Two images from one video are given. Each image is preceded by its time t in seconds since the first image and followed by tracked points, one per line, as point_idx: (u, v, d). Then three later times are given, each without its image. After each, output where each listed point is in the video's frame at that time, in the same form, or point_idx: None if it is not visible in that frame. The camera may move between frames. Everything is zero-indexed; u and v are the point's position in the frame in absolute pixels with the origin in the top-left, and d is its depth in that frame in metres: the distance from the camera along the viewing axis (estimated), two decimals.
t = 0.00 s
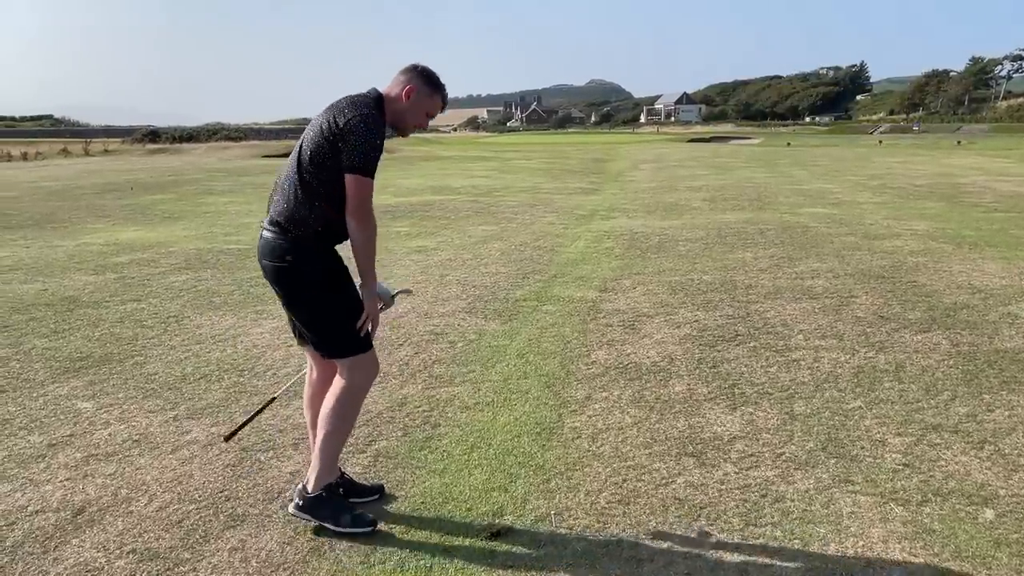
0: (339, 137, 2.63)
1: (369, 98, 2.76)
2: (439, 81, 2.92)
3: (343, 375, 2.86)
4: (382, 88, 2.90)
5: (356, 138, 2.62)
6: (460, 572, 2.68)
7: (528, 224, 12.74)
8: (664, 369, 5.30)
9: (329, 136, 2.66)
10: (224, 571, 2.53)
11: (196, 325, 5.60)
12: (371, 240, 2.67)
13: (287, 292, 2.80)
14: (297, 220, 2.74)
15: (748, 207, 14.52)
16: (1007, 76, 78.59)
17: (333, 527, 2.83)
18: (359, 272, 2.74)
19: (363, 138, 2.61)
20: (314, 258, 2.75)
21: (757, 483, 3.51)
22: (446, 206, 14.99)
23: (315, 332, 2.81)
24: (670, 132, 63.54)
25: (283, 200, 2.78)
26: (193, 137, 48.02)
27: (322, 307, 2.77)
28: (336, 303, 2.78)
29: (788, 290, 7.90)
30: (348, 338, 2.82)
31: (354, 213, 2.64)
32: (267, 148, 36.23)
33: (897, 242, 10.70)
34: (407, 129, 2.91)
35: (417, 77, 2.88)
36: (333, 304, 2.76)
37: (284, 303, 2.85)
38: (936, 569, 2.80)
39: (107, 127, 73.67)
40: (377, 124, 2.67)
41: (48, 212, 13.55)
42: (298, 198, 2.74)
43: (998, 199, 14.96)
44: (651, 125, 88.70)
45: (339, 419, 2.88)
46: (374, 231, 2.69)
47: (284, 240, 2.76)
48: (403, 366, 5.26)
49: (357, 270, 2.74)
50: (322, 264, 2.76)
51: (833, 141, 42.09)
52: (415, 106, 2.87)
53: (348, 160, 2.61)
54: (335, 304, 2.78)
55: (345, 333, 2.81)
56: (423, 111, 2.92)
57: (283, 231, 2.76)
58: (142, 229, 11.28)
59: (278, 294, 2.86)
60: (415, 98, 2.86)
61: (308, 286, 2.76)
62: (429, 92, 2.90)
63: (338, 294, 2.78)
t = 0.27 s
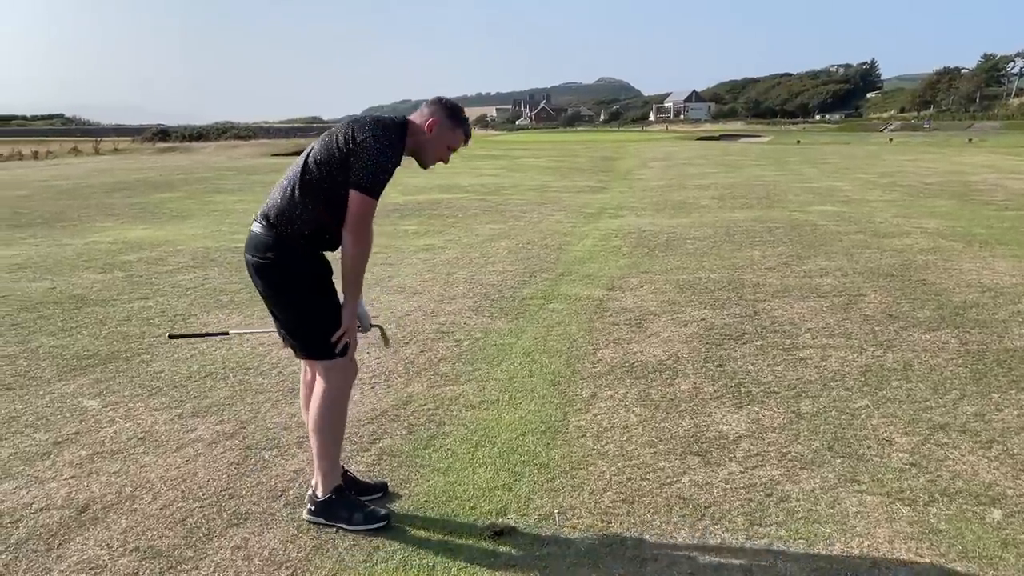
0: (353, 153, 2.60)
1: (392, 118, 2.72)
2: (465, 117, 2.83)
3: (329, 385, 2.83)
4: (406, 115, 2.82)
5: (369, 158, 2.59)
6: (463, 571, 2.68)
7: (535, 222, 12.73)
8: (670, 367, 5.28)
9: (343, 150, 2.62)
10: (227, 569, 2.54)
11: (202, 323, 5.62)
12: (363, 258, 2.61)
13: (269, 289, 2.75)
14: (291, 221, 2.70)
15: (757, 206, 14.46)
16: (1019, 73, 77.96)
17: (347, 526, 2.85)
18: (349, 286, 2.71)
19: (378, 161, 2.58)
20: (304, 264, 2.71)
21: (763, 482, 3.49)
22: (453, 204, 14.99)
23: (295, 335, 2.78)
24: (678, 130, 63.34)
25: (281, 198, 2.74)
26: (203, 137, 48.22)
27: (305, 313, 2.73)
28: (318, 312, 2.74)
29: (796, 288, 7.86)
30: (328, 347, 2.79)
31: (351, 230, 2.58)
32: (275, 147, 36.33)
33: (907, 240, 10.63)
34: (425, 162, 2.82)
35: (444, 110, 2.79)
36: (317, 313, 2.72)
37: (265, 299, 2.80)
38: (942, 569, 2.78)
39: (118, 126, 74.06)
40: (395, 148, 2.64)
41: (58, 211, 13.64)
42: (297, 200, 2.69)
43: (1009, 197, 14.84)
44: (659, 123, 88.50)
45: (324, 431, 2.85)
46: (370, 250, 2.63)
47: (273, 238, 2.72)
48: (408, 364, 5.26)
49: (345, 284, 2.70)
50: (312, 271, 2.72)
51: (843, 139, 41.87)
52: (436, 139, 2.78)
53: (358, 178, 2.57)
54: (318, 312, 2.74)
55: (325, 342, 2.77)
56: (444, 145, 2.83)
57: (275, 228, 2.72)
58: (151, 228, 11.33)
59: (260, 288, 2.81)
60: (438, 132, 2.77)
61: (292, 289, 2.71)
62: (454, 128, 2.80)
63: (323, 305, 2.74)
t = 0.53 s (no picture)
0: (366, 175, 2.59)
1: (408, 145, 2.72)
2: (479, 156, 2.79)
3: (321, 397, 2.83)
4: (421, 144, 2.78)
5: (381, 183, 2.58)
6: (463, 569, 2.68)
7: (543, 220, 12.72)
8: (675, 366, 5.27)
9: (355, 168, 2.61)
10: (227, 567, 2.55)
11: (210, 321, 5.65)
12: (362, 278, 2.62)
13: (258, 291, 2.70)
14: (288, 228, 2.65)
15: (766, 203, 14.40)
16: None
17: (348, 524, 2.87)
18: (343, 302, 2.70)
19: (390, 187, 2.58)
20: (299, 274, 2.68)
21: (766, 481, 3.48)
22: (462, 202, 14.99)
23: (283, 342, 2.75)
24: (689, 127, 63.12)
25: (279, 202, 2.69)
26: (214, 134, 48.46)
27: (294, 322, 2.69)
28: (308, 322, 2.71)
29: (804, 286, 7.83)
30: (316, 358, 2.78)
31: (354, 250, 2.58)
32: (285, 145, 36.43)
33: (917, 237, 10.56)
34: (434, 196, 2.78)
35: (459, 146, 2.76)
36: (308, 324, 2.68)
37: (252, 299, 2.75)
38: (944, 570, 2.76)
39: (129, 125, 74.50)
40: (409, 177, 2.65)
41: (70, 209, 13.74)
42: (297, 207, 2.65)
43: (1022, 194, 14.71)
44: (669, 121, 88.24)
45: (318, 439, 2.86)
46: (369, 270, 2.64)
47: (268, 242, 2.67)
48: (413, 362, 5.27)
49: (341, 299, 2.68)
50: (306, 281, 2.69)
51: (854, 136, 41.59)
52: (448, 175, 2.74)
53: (368, 201, 2.56)
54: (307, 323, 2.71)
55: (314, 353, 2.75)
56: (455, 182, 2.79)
57: (270, 231, 2.67)
58: (161, 226, 11.40)
59: (247, 289, 2.76)
60: (450, 168, 2.73)
61: (283, 296, 2.67)
62: (467, 166, 2.77)
63: (314, 317, 2.71)
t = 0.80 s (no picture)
0: (383, 188, 2.62)
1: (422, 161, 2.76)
2: (483, 178, 2.83)
3: (323, 402, 2.85)
4: (427, 161, 2.81)
5: (396, 198, 2.62)
6: (465, 567, 2.70)
7: (553, 218, 12.71)
8: (682, 364, 5.27)
9: (369, 183, 2.64)
10: (232, 564, 2.58)
11: (219, 319, 5.69)
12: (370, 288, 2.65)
13: (260, 294, 2.68)
14: (294, 234, 2.64)
15: (778, 201, 14.32)
16: None
17: (351, 521, 2.89)
18: (348, 310, 2.72)
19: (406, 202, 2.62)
20: (302, 279, 2.68)
21: (770, 481, 3.47)
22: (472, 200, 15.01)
23: (284, 346, 2.74)
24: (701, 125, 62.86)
25: (287, 208, 2.68)
26: (227, 133, 48.75)
27: (296, 327, 2.69)
28: (310, 327, 2.70)
29: (814, 285, 7.79)
30: (317, 363, 2.79)
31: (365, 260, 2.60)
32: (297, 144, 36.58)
33: (930, 235, 10.48)
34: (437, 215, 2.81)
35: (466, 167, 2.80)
36: (310, 330, 2.68)
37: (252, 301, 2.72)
38: (948, 570, 2.75)
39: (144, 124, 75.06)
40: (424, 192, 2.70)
41: (84, 208, 13.86)
42: (305, 215, 2.65)
43: None
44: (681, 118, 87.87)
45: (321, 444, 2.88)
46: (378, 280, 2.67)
47: (271, 246, 2.65)
48: (420, 360, 5.29)
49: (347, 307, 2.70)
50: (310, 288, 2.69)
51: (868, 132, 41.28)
52: (453, 196, 2.78)
53: (384, 215, 2.60)
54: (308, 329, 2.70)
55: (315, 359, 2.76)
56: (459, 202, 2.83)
57: (274, 236, 2.65)
58: (174, 225, 11.49)
59: (247, 292, 2.74)
60: (456, 187, 2.77)
61: (287, 301, 2.66)
62: (472, 186, 2.81)
63: (317, 323, 2.71)
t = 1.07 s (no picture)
0: (389, 192, 2.66)
1: (426, 166, 2.79)
2: (483, 186, 2.82)
3: (321, 400, 2.88)
4: (428, 165, 2.81)
5: (401, 203, 2.66)
6: (461, 561, 2.73)
7: (561, 215, 12.71)
8: (684, 361, 5.27)
9: (374, 188, 2.68)
10: (230, 558, 2.62)
11: (225, 316, 5.75)
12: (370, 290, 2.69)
13: (259, 293, 2.70)
14: (294, 235, 2.67)
15: (788, 197, 14.26)
16: None
17: (350, 516, 2.93)
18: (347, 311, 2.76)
19: (412, 207, 2.66)
20: (301, 280, 2.70)
21: (768, 477, 3.48)
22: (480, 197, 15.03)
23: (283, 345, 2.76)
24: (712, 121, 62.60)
25: (288, 210, 2.70)
26: (238, 131, 48.97)
27: (294, 327, 2.72)
28: (310, 327, 2.73)
29: (820, 281, 7.76)
30: (314, 363, 2.81)
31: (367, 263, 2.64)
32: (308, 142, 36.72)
33: (939, 231, 10.41)
34: (435, 222, 2.81)
35: (466, 174, 2.78)
36: (308, 329, 2.70)
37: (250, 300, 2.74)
38: (942, 566, 2.76)
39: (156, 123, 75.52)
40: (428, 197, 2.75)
41: (95, 206, 13.99)
42: (307, 216, 2.68)
43: None
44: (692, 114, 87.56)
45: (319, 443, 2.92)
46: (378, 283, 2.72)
47: (270, 246, 2.67)
48: (423, 357, 5.32)
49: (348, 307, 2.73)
50: (309, 289, 2.72)
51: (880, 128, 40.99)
52: (451, 203, 2.77)
53: (389, 219, 2.64)
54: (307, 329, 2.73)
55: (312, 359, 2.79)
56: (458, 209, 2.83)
57: (274, 237, 2.67)
58: (183, 222, 11.58)
59: (246, 291, 2.75)
60: (454, 195, 2.76)
61: (286, 301, 2.69)
62: (471, 193, 2.80)
63: (315, 323, 2.74)
